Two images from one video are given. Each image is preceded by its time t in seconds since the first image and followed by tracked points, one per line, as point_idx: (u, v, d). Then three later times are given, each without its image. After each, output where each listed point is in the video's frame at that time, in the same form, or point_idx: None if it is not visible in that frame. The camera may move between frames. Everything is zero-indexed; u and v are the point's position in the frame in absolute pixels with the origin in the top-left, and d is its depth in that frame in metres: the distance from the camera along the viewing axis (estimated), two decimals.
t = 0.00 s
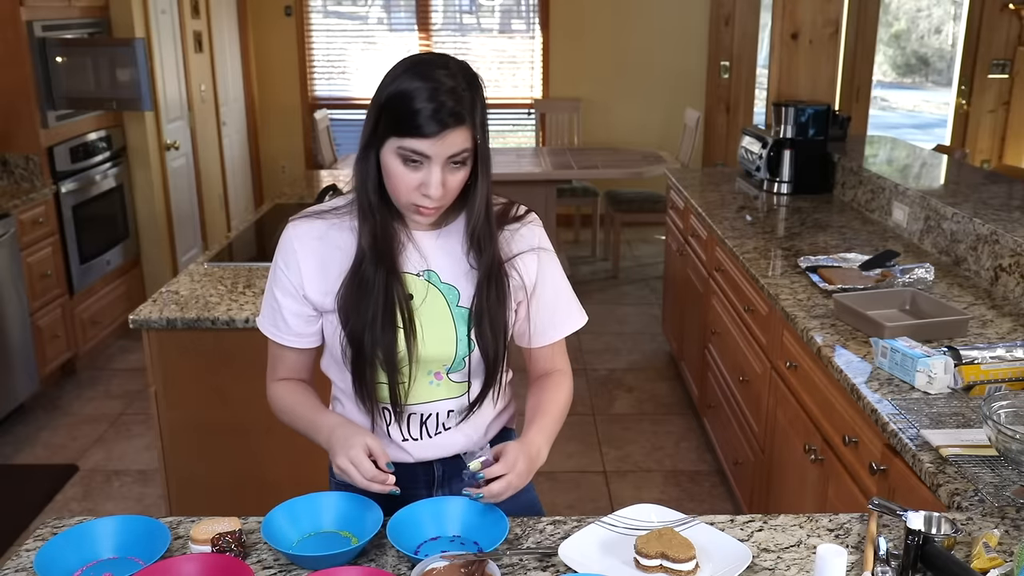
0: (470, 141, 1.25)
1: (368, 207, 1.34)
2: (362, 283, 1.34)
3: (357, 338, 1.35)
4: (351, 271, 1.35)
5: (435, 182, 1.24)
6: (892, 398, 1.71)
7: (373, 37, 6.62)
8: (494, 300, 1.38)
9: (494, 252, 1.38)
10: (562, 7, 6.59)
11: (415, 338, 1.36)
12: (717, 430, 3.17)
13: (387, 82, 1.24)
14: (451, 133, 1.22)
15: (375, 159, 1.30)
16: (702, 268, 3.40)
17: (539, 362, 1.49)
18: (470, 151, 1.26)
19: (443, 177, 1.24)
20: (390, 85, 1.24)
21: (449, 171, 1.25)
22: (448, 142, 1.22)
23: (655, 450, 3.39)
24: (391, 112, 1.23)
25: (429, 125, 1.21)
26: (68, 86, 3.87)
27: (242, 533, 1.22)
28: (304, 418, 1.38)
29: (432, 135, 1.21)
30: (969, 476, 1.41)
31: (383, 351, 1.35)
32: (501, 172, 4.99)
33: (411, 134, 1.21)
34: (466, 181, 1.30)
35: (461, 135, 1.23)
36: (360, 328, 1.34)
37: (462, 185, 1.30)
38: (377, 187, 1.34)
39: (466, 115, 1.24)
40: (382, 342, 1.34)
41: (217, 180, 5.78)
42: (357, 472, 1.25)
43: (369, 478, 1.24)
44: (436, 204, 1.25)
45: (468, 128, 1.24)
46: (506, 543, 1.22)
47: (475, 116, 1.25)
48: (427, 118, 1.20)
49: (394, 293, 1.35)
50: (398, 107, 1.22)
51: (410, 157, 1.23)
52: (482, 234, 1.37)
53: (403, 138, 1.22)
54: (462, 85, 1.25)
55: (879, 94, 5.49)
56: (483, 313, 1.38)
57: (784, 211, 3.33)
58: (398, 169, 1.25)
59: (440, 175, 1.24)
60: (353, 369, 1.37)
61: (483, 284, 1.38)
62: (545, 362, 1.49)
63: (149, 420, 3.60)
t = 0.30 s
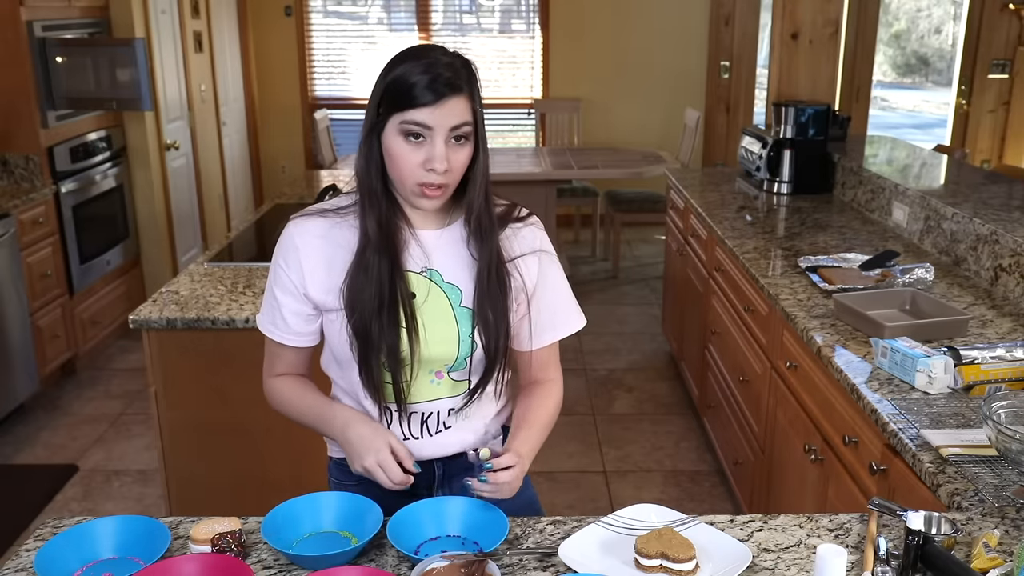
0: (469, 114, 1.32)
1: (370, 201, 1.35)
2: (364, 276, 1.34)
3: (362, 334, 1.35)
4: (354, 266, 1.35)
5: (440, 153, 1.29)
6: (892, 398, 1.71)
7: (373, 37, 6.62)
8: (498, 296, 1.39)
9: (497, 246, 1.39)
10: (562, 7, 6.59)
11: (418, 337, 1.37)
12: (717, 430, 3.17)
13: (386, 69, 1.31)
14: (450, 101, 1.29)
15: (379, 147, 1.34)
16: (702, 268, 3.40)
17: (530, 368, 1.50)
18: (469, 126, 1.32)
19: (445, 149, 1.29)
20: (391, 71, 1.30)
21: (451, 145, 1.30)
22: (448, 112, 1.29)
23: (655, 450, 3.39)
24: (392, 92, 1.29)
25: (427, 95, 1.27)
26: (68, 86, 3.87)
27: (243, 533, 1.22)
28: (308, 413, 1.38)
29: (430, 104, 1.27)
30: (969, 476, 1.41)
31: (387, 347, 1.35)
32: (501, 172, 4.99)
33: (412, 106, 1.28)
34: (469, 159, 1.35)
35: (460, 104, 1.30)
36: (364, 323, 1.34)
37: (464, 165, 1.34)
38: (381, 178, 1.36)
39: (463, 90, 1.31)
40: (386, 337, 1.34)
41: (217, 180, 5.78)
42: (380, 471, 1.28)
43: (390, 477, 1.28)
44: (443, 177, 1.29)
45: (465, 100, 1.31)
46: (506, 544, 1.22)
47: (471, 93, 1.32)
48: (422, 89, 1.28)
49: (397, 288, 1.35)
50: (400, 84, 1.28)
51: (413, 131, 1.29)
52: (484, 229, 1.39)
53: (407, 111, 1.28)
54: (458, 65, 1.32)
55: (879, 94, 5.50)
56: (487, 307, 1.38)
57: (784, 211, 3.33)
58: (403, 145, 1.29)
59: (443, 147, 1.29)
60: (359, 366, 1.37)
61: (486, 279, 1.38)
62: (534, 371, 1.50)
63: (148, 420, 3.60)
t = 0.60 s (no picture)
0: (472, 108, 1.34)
1: (372, 200, 1.36)
2: (367, 275, 1.34)
3: (365, 334, 1.35)
4: (356, 265, 1.35)
5: (445, 146, 1.31)
6: (892, 398, 1.71)
7: (373, 37, 6.62)
8: (502, 295, 1.39)
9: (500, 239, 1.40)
10: (562, 6, 6.59)
11: (423, 338, 1.37)
12: (717, 430, 3.17)
13: (386, 66, 1.32)
14: (452, 93, 1.30)
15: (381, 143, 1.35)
16: (702, 268, 3.40)
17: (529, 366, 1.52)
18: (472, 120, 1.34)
19: (451, 142, 1.31)
20: (392, 67, 1.31)
21: (455, 138, 1.32)
22: (451, 104, 1.30)
23: (655, 450, 3.39)
24: (395, 86, 1.30)
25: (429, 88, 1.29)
26: (68, 86, 3.87)
27: (243, 533, 1.22)
28: (308, 414, 1.38)
29: (433, 96, 1.29)
30: (969, 476, 1.41)
31: (392, 346, 1.35)
32: (501, 172, 4.99)
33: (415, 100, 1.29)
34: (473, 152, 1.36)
35: (463, 98, 1.31)
36: (367, 322, 1.34)
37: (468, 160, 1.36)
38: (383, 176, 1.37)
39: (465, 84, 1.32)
40: (390, 337, 1.34)
41: (217, 180, 5.78)
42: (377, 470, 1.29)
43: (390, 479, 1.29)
44: (450, 169, 1.31)
45: (468, 93, 1.33)
46: (505, 543, 1.22)
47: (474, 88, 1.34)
48: (423, 82, 1.29)
49: (401, 287, 1.35)
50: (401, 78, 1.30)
51: (418, 125, 1.30)
52: (486, 227, 1.40)
53: (412, 105, 1.30)
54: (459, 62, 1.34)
55: (879, 94, 5.50)
56: (491, 306, 1.39)
57: (784, 211, 3.33)
58: (407, 140, 1.31)
59: (447, 138, 1.31)
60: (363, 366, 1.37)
61: (490, 278, 1.39)
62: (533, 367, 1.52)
63: (149, 420, 3.60)
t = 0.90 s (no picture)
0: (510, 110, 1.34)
1: (401, 204, 1.35)
2: (397, 280, 1.34)
3: (397, 339, 1.35)
4: (386, 270, 1.34)
5: (491, 148, 1.31)
6: (892, 398, 1.71)
7: (373, 37, 6.62)
8: (533, 293, 1.39)
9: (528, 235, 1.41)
10: (562, 6, 6.59)
11: (454, 340, 1.36)
12: (717, 430, 3.17)
13: (418, 67, 1.30)
14: (492, 97, 1.31)
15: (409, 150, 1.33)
16: (702, 268, 3.40)
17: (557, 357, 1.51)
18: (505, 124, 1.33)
19: (495, 144, 1.32)
20: (422, 73, 1.30)
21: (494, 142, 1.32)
22: (493, 109, 1.31)
23: (655, 450, 3.39)
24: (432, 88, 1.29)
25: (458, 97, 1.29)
26: (67, 86, 3.87)
27: (243, 533, 1.22)
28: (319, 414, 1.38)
29: (480, 101, 1.29)
30: (969, 476, 1.41)
31: (425, 351, 1.35)
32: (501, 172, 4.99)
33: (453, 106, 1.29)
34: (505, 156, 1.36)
35: (503, 100, 1.32)
36: (399, 327, 1.34)
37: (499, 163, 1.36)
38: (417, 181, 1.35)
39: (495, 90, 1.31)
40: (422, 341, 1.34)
41: (217, 180, 5.78)
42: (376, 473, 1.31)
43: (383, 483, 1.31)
44: (495, 169, 1.32)
45: (506, 97, 1.33)
46: (506, 543, 1.22)
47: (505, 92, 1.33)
48: (458, 88, 1.29)
49: (433, 291, 1.35)
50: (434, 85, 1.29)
51: (454, 132, 1.30)
52: (513, 228, 1.40)
53: (456, 108, 1.29)
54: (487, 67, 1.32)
55: (879, 94, 5.49)
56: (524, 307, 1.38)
57: (784, 211, 3.33)
58: (440, 147, 1.31)
59: (490, 143, 1.31)
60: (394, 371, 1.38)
61: (522, 278, 1.39)
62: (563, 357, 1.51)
63: (149, 420, 3.60)
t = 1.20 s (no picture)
0: (587, 149, 1.21)
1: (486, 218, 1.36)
2: (473, 291, 1.36)
3: (469, 348, 1.36)
4: (468, 278, 1.37)
5: (551, 193, 1.21)
6: (892, 398, 1.71)
7: (373, 37, 6.62)
8: (605, 324, 1.31)
9: (606, 262, 1.32)
10: (562, 6, 6.60)
11: (521, 356, 1.35)
12: (717, 430, 3.17)
13: (504, 86, 1.23)
14: (563, 141, 1.18)
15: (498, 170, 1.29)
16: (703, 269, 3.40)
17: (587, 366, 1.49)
18: (588, 159, 1.21)
19: (558, 190, 1.21)
20: (509, 91, 1.22)
21: (565, 182, 1.22)
22: (561, 151, 1.19)
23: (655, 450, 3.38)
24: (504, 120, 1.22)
25: (540, 132, 1.18)
26: (67, 86, 3.87)
27: (243, 533, 1.22)
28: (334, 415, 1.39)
29: (544, 144, 1.18)
30: (968, 476, 1.41)
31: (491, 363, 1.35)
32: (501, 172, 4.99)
33: (525, 142, 1.19)
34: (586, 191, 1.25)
35: (574, 144, 1.19)
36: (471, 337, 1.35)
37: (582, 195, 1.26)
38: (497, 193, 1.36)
39: (583, 121, 1.19)
40: (491, 353, 1.34)
41: (217, 180, 5.78)
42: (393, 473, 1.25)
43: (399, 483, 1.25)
44: (553, 216, 1.22)
45: (586, 134, 1.20)
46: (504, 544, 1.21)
47: (595, 122, 1.21)
48: (541, 123, 1.18)
49: (505, 305, 1.34)
50: (515, 112, 1.20)
51: (526, 167, 1.21)
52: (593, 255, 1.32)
53: (518, 150, 1.20)
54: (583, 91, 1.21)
55: (879, 94, 5.49)
56: (588, 335, 1.31)
57: (785, 211, 3.33)
58: (514, 179, 1.23)
59: (555, 187, 1.21)
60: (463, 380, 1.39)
61: (591, 303, 1.31)
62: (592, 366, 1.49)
63: (148, 420, 3.60)
